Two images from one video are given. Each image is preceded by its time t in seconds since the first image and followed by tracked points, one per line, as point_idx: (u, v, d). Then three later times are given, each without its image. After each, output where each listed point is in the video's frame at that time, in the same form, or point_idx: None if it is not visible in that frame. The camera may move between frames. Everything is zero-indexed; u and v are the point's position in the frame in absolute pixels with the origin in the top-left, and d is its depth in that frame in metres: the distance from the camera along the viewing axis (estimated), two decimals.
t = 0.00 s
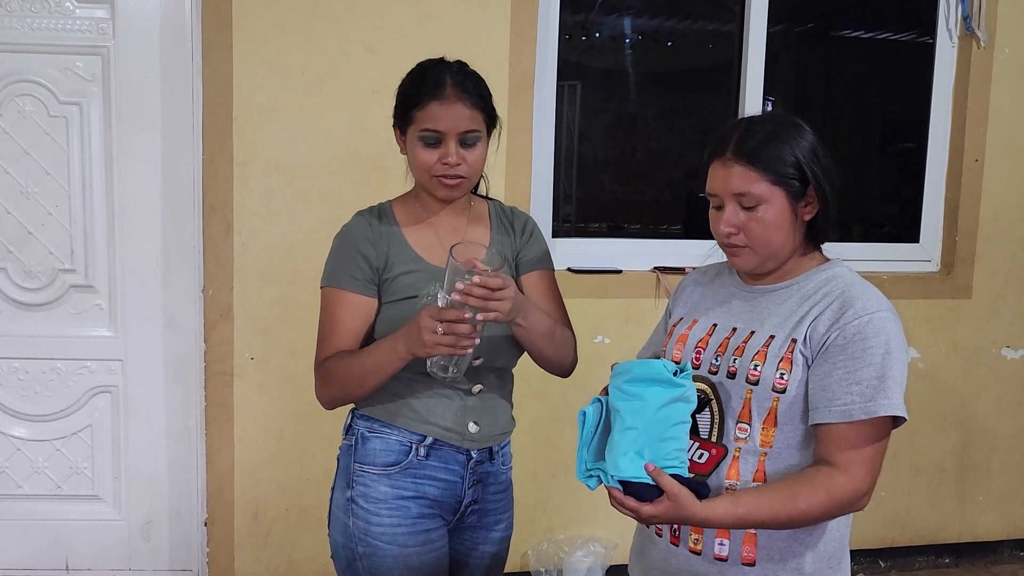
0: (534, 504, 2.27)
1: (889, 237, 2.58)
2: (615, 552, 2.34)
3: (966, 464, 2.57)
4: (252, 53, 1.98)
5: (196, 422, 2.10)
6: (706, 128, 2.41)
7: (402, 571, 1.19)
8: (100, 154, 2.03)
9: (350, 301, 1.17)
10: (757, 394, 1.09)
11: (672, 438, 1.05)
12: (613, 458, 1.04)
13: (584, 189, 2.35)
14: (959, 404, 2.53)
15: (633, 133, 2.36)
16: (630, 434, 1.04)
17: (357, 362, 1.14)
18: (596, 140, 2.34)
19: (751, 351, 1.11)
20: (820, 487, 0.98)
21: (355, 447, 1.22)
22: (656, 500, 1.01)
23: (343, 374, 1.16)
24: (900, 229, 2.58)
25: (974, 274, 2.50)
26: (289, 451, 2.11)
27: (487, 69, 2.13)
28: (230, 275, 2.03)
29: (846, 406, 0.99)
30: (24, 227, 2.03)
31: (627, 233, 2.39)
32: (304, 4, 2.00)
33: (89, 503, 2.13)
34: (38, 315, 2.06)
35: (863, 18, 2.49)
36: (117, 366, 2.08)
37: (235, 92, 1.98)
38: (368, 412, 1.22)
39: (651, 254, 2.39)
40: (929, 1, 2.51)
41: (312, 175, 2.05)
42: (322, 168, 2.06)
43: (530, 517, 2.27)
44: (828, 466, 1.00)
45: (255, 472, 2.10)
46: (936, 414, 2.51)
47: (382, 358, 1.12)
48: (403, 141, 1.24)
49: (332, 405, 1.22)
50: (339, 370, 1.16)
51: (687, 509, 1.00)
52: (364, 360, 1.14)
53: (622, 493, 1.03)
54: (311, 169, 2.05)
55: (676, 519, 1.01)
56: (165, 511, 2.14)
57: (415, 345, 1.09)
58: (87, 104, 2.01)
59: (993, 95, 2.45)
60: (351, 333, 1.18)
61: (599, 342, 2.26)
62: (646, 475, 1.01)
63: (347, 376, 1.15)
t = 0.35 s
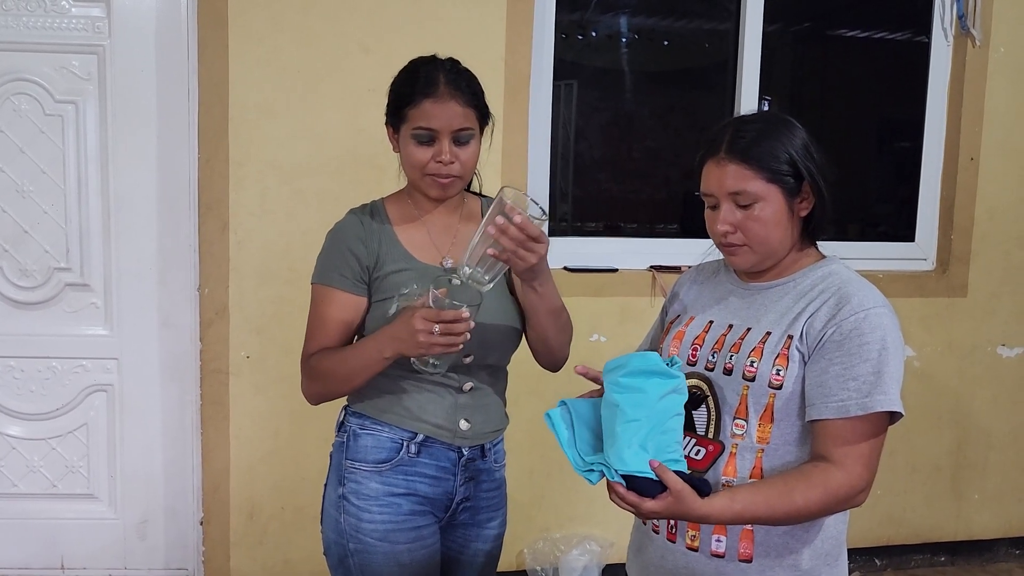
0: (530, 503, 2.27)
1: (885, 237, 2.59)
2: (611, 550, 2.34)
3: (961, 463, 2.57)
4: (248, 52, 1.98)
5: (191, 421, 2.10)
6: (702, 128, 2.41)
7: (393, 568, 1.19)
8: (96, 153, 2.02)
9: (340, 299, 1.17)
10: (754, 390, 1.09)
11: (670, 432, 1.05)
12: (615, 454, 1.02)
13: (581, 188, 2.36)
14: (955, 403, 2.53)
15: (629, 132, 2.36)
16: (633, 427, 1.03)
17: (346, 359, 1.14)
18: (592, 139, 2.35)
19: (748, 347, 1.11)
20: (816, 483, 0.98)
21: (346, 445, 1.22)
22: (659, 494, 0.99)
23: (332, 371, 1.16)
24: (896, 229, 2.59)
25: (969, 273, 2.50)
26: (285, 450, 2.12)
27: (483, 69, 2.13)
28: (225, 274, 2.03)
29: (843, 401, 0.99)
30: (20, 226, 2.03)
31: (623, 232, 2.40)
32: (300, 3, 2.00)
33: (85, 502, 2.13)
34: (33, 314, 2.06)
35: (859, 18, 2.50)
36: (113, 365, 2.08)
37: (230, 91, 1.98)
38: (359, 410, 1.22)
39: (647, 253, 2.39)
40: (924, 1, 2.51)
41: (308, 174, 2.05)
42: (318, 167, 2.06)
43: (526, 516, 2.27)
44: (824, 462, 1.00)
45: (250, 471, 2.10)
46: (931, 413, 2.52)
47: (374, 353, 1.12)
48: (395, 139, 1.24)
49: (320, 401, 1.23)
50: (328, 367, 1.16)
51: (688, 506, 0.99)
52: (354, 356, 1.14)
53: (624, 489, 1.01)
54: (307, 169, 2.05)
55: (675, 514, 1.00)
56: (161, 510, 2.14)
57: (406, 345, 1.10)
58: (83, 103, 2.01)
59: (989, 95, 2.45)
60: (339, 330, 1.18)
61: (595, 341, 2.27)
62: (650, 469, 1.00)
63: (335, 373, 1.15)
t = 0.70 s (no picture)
0: (521, 502, 2.26)
1: (875, 236, 2.59)
2: (602, 550, 2.34)
3: (950, 461, 2.58)
4: (237, 50, 1.97)
5: (180, 421, 2.09)
6: (692, 127, 2.41)
7: (380, 567, 1.20)
8: (83, 151, 2.01)
9: (324, 298, 1.17)
10: (745, 385, 1.09)
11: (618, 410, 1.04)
12: (588, 455, 0.99)
13: (572, 188, 2.35)
14: (944, 401, 2.54)
15: (620, 132, 2.36)
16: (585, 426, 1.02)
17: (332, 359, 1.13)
18: (583, 139, 2.34)
19: (738, 343, 1.11)
20: (816, 480, 0.98)
21: (330, 443, 1.21)
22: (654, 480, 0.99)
23: (318, 372, 1.15)
24: (886, 228, 2.59)
25: (958, 272, 2.51)
26: (275, 450, 2.11)
27: (473, 67, 2.13)
28: (214, 273, 2.02)
29: (837, 397, 0.99)
30: (6, 225, 2.01)
31: (614, 232, 2.39)
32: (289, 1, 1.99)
33: (72, 502, 2.11)
34: (20, 313, 2.04)
35: (849, 18, 2.50)
36: (101, 365, 2.07)
37: (219, 89, 1.97)
38: (344, 408, 1.21)
39: (638, 253, 2.39)
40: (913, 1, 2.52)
41: (297, 173, 2.05)
42: (308, 166, 2.05)
43: (517, 516, 2.26)
44: (824, 459, 1.00)
45: (240, 471, 2.09)
46: (921, 412, 2.53)
47: (356, 351, 1.11)
48: (382, 134, 1.23)
49: (309, 404, 1.22)
50: (315, 368, 1.15)
51: (700, 506, 0.98)
52: (338, 356, 1.12)
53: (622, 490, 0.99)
54: (297, 167, 2.04)
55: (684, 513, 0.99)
56: (150, 510, 2.12)
57: (385, 339, 1.08)
58: (70, 100, 1.99)
59: (977, 95, 2.47)
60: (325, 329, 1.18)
61: (586, 340, 2.27)
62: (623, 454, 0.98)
63: (322, 373, 1.14)
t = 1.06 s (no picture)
0: (508, 503, 2.26)
1: (859, 236, 2.61)
2: (589, 550, 2.33)
3: (934, 460, 2.60)
4: (220, 49, 1.95)
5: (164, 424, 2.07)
6: (678, 127, 2.42)
7: (368, 569, 1.19)
8: (65, 151, 1.99)
9: (326, 297, 1.14)
10: (734, 388, 1.09)
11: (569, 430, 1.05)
12: (562, 489, 1.00)
13: (558, 188, 2.35)
14: (928, 400, 2.56)
15: (606, 132, 2.36)
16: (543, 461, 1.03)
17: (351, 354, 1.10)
18: (569, 139, 2.34)
19: (727, 345, 1.11)
20: (808, 482, 0.98)
21: (317, 447, 1.20)
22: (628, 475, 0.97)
23: (334, 371, 1.11)
24: (869, 228, 2.61)
25: (941, 272, 2.53)
26: (261, 452, 2.10)
27: (459, 67, 2.12)
28: (198, 275, 2.00)
29: (828, 399, 0.99)
30: None
31: (601, 232, 2.40)
32: None
33: (55, 507, 2.09)
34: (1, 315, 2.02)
35: (833, 19, 2.52)
36: (83, 367, 2.04)
37: (202, 89, 1.95)
38: (329, 411, 1.20)
39: (623, 253, 2.39)
40: (896, 2, 2.54)
41: (282, 174, 2.03)
42: (293, 166, 2.04)
43: (504, 517, 2.26)
44: (816, 460, 1.00)
45: (224, 474, 2.07)
46: (904, 410, 2.54)
47: (387, 339, 1.09)
48: (373, 134, 1.23)
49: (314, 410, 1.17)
50: (333, 368, 1.10)
51: (697, 497, 0.97)
52: (363, 350, 1.09)
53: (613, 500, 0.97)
54: (281, 168, 2.03)
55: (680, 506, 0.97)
56: (133, 514, 2.10)
57: (421, 323, 1.07)
58: (51, 100, 1.97)
59: (960, 96, 2.48)
60: (326, 330, 1.14)
61: (572, 341, 2.26)
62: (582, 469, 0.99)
63: (342, 371, 1.10)
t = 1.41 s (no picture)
0: (497, 503, 2.26)
1: (845, 236, 2.62)
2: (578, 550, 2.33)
3: (920, 458, 2.62)
4: (207, 49, 1.95)
5: (151, 425, 2.03)
6: (665, 127, 2.42)
7: (369, 567, 1.21)
8: (49, 149, 1.95)
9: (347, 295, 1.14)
10: (720, 388, 1.09)
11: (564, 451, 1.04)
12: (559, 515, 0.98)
13: (547, 188, 2.35)
14: (913, 399, 2.58)
15: (594, 132, 2.37)
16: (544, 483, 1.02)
17: (397, 353, 1.11)
18: (558, 139, 2.34)
19: (714, 345, 1.12)
20: (789, 482, 0.98)
21: (312, 448, 1.21)
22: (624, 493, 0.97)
23: (373, 368, 1.11)
24: (855, 228, 2.62)
25: (927, 271, 2.54)
26: (249, 452, 2.10)
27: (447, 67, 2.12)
28: (185, 275, 2.00)
29: (814, 398, 0.99)
30: None
31: (589, 232, 2.40)
32: None
33: (40, 509, 2.05)
34: None
35: (820, 19, 2.53)
36: (69, 368, 2.00)
37: (190, 88, 1.95)
38: (323, 412, 1.21)
39: (612, 253, 2.39)
40: (882, 3, 2.55)
41: (270, 173, 2.03)
42: (280, 166, 2.03)
43: (493, 516, 2.26)
44: (801, 459, 1.01)
45: (212, 475, 2.08)
46: (891, 409, 2.56)
47: (442, 337, 1.10)
48: (370, 133, 1.24)
49: (342, 407, 1.17)
50: (378, 371, 1.11)
51: (673, 508, 0.95)
52: (416, 349, 1.11)
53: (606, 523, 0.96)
54: (269, 168, 2.03)
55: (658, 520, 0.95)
56: (120, 517, 2.06)
57: (481, 325, 1.08)
58: (37, 99, 1.93)
59: (945, 96, 2.50)
60: (350, 324, 1.13)
61: (561, 340, 2.26)
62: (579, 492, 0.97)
63: (389, 372, 1.11)
